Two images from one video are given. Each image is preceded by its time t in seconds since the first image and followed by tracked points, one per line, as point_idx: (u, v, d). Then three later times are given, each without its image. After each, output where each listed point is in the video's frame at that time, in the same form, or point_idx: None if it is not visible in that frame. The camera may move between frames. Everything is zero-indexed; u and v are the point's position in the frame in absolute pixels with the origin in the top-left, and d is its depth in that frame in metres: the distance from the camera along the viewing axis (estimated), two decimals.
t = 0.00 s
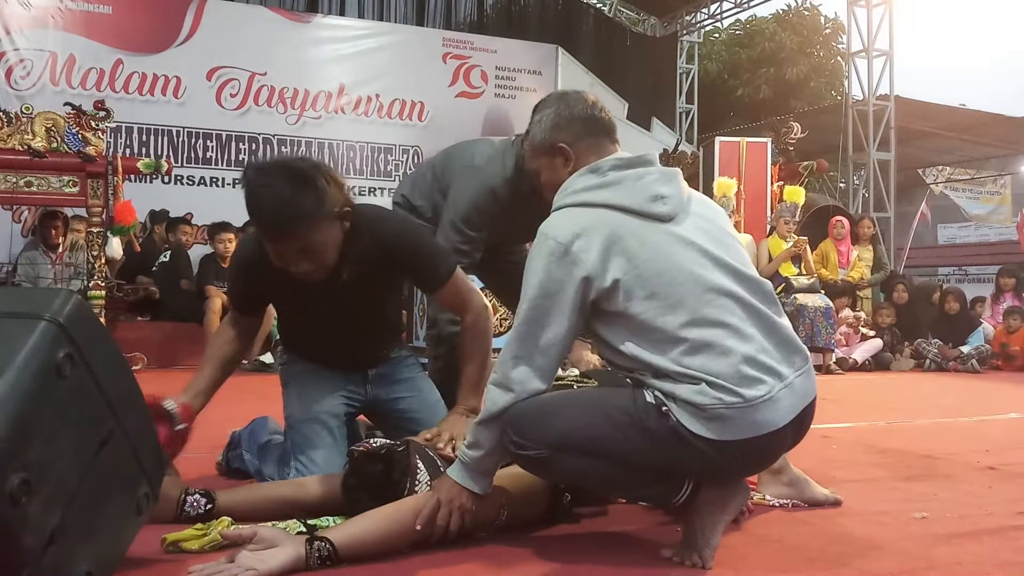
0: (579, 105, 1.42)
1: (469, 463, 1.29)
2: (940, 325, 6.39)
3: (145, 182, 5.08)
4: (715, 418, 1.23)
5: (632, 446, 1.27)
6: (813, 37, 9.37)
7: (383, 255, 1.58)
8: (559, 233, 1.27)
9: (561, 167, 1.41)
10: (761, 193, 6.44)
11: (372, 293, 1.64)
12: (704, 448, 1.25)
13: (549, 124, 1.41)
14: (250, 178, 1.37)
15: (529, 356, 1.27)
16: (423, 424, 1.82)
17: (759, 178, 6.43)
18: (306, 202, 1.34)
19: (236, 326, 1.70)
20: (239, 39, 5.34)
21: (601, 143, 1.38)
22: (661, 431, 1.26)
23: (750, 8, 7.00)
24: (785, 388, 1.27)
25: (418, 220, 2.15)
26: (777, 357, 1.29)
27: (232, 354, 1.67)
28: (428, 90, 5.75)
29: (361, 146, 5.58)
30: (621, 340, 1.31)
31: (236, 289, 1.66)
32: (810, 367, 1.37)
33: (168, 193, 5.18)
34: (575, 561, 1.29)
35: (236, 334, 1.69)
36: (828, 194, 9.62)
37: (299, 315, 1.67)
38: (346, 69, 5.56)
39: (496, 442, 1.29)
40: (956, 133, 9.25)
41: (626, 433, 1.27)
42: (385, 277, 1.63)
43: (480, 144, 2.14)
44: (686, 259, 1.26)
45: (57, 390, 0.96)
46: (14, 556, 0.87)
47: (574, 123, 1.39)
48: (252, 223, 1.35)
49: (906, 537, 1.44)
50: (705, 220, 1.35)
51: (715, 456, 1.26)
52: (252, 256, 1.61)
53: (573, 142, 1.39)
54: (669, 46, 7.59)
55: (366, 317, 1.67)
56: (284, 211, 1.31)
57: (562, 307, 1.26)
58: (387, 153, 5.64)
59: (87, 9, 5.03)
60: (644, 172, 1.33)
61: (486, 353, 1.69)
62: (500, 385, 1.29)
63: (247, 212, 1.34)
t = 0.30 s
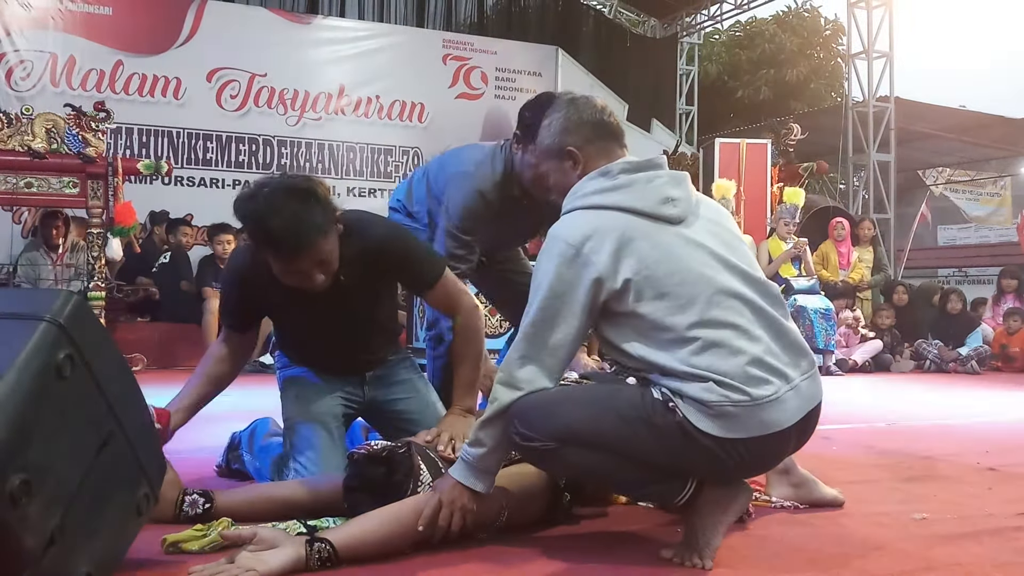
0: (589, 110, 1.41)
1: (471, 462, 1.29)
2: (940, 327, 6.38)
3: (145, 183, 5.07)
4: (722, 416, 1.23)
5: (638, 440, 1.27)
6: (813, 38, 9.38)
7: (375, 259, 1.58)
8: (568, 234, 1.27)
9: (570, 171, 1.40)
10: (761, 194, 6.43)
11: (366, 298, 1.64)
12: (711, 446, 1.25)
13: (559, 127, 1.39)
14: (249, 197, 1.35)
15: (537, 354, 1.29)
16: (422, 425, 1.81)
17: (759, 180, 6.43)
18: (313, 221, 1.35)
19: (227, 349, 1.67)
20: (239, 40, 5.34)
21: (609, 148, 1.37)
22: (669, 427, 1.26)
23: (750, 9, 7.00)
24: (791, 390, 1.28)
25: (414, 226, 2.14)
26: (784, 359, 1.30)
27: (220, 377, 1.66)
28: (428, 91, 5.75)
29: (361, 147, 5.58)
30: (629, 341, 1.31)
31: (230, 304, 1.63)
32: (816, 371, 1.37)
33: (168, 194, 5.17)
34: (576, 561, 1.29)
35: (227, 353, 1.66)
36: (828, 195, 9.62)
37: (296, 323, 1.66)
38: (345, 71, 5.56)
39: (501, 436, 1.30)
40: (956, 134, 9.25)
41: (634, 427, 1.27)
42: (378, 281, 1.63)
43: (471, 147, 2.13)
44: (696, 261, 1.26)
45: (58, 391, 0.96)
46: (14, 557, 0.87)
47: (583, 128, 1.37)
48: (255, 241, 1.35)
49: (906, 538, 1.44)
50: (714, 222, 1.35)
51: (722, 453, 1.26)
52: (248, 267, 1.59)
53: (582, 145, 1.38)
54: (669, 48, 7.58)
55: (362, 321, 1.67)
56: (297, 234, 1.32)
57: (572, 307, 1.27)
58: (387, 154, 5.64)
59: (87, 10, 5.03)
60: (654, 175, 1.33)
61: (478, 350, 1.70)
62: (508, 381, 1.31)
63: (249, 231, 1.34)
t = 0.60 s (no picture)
0: (596, 112, 1.40)
1: (475, 465, 1.27)
2: (940, 328, 6.38)
3: (145, 185, 5.07)
4: (726, 416, 1.23)
5: (641, 439, 1.27)
6: (813, 39, 9.38)
7: (364, 257, 1.59)
8: (574, 235, 1.27)
9: (576, 175, 1.39)
10: (761, 195, 6.42)
11: (360, 296, 1.64)
12: (715, 446, 1.25)
13: (565, 131, 1.38)
14: (249, 195, 1.34)
15: (540, 355, 1.29)
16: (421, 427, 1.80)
17: (759, 181, 6.42)
18: (318, 210, 1.35)
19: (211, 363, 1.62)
20: (239, 42, 5.34)
21: (616, 151, 1.37)
22: (672, 425, 1.26)
23: (750, 10, 7.00)
24: (795, 392, 1.28)
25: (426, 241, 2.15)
26: (787, 361, 1.30)
27: (206, 391, 1.60)
28: (428, 93, 5.75)
29: (361, 148, 5.58)
30: (633, 342, 1.31)
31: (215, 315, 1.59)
32: (819, 374, 1.38)
33: (168, 196, 5.17)
34: (579, 562, 1.30)
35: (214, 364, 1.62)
36: (828, 196, 9.62)
37: (292, 323, 1.66)
38: (345, 72, 5.57)
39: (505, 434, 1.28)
40: (955, 135, 9.26)
41: (637, 426, 1.26)
42: (372, 279, 1.63)
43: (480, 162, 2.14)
44: (702, 264, 1.27)
45: (58, 392, 0.96)
46: (14, 558, 0.87)
47: (589, 131, 1.37)
48: (258, 239, 1.34)
49: (906, 539, 1.44)
50: (719, 226, 1.36)
51: (724, 453, 1.26)
52: (239, 271, 1.57)
53: (586, 150, 1.37)
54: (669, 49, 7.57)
55: (358, 320, 1.68)
56: (308, 224, 1.33)
57: (578, 308, 1.26)
58: (387, 156, 5.65)
59: (87, 12, 5.04)
60: (661, 178, 1.33)
61: (474, 350, 1.68)
62: (511, 382, 1.30)
63: (252, 230, 1.33)
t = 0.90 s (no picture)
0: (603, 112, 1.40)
1: (478, 462, 1.27)
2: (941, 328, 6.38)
3: (145, 186, 5.07)
4: (731, 416, 1.23)
5: (645, 437, 1.25)
6: (813, 40, 9.38)
7: (364, 257, 1.59)
8: (583, 234, 1.27)
9: (584, 174, 1.40)
10: (761, 195, 6.43)
11: (361, 294, 1.64)
12: (719, 446, 1.25)
13: (573, 131, 1.39)
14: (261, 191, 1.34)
15: (546, 352, 1.29)
16: (420, 428, 1.80)
17: (759, 181, 6.42)
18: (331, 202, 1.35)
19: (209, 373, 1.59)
20: (239, 43, 5.34)
21: (623, 151, 1.37)
22: (677, 424, 1.25)
23: (750, 10, 7.00)
24: (799, 394, 1.28)
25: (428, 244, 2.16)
26: (792, 364, 1.30)
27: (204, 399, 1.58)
28: (428, 94, 5.75)
29: (361, 149, 5.58)
30: (639, 341, 1.30)
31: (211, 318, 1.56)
32: (822, 378, 1.38)
33: (169, 197, 5.17)
34: (581, 562, 1.30)
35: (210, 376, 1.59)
36: (828, 197, 9.61)
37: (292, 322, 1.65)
38: (345, 73, 5.57)
39: (507, 428, 1.28)
40: (955, 135, 9.25)
41: (642, 424, 1.25)
42: (373, 278, 1.63)
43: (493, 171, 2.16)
44: (710, 264, 1.27)
45: (57, 394, 0.96)
46: (14, 560, 0.86)
47: (597, 131, 1.37)
48: (271, 234, 1.33)
49: (909, 540, 1.43)
50: (727, 228, 1.36)
51: (728, 453, 1.25)
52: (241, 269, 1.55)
53: (594, 149, 1.38)
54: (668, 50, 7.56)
55: (359, 318, 1.68)
56: (322, 219, 1.33)
57: (584, 307, 1.26)
58: (387, 156, 5.64)
59: (87, 14, 5.04)
60: (670, 177, 1.33)
61: (474, 352, 1.68)
62: (515, 377, 1.30)
63: (265, 225, 1.32)
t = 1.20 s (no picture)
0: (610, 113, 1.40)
1: (481, 462, 1.27)
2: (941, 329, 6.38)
3: (144, 187, 5.07)
4: (734, 416, 1.23)
5: (648, 436, 1.25)
6: (813, 40, 9.38)
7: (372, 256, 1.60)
8: (588, 235, 1.27)
9: (590, 174, 1.40)
10: (761, 196, 6.44)
11: (367, 291, 1.65)
12: (720, 446, 1.25)
13: (581, 130, 1.38)
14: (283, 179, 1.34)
15: (551, 352, 1.29)
16: (417, 429, 1.80)
17: (759, 182, 6.43)
18: (355, 191, 1.36)
19: (220, 371, 1.57)
20: (239, 44, 5.34)
21: (630, 152, 1.37)
22: (679, 423, 1.25)
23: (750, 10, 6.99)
24: (801, 396, 1.28)
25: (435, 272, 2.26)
26: (796, 366, 1.30)
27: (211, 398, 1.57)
28: (429, 94, 5.75)
29: (361, 150, 5.59)
30: (643, 341, 1.30)
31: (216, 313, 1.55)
32: (824, 381, 1.38)
33: (168, 198, 5.18)
34: (585, 562, 1.30)
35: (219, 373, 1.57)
36: (829, 197, 9.61)
37: (297, 318, 1.65)
38: (346, 74, 5.57)
39: (507, 424, 1.29)
40: (955, 135, 9.25)
41: (645, 423, 1.25)
42: (379, 275, 1.64)
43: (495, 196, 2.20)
44: (715, 265, 1.26)
45: (57, 395, 0.96)
46: (13, 561, 0.86)
47: (605, 132, 1.37)
48: (296, 223, 1.34)
49: (908, 541, 1.43)
50: (732, 229, 1.35)
51: (730, 453, 1.25)
52: (249, 263, 1.55)
53: (602, 148, 1.37)
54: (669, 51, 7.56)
55: (363, 314, 1.69)
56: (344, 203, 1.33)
57: (589, 307, 1.26)
58: (387, 157, 5.65)
59: (87, 14, 5.04)
60: (676, 179, 1.33)
61: (474, 353, 1.69)
62: (518, 377, 1.30)
63: (291, 215, 1.33)
